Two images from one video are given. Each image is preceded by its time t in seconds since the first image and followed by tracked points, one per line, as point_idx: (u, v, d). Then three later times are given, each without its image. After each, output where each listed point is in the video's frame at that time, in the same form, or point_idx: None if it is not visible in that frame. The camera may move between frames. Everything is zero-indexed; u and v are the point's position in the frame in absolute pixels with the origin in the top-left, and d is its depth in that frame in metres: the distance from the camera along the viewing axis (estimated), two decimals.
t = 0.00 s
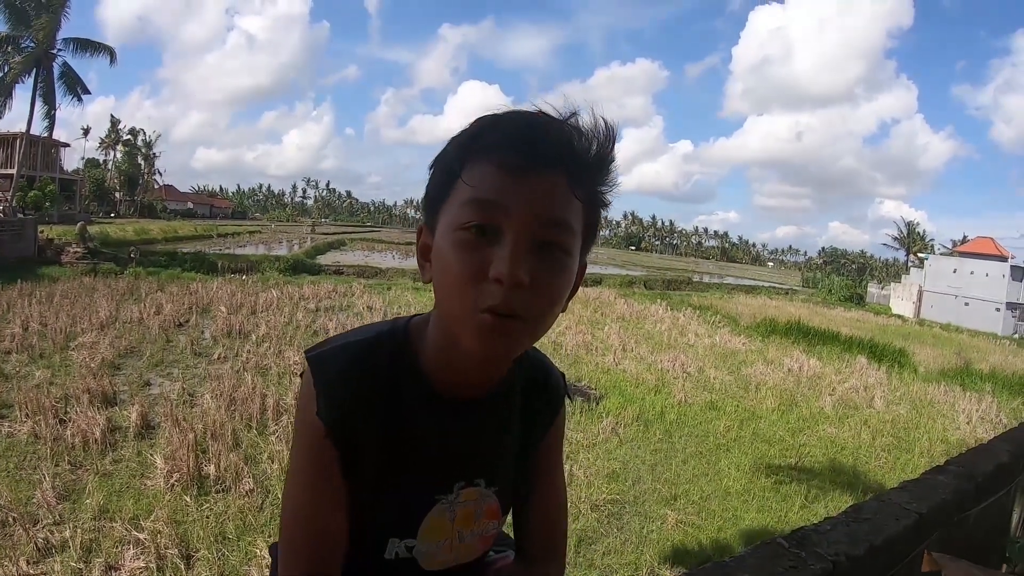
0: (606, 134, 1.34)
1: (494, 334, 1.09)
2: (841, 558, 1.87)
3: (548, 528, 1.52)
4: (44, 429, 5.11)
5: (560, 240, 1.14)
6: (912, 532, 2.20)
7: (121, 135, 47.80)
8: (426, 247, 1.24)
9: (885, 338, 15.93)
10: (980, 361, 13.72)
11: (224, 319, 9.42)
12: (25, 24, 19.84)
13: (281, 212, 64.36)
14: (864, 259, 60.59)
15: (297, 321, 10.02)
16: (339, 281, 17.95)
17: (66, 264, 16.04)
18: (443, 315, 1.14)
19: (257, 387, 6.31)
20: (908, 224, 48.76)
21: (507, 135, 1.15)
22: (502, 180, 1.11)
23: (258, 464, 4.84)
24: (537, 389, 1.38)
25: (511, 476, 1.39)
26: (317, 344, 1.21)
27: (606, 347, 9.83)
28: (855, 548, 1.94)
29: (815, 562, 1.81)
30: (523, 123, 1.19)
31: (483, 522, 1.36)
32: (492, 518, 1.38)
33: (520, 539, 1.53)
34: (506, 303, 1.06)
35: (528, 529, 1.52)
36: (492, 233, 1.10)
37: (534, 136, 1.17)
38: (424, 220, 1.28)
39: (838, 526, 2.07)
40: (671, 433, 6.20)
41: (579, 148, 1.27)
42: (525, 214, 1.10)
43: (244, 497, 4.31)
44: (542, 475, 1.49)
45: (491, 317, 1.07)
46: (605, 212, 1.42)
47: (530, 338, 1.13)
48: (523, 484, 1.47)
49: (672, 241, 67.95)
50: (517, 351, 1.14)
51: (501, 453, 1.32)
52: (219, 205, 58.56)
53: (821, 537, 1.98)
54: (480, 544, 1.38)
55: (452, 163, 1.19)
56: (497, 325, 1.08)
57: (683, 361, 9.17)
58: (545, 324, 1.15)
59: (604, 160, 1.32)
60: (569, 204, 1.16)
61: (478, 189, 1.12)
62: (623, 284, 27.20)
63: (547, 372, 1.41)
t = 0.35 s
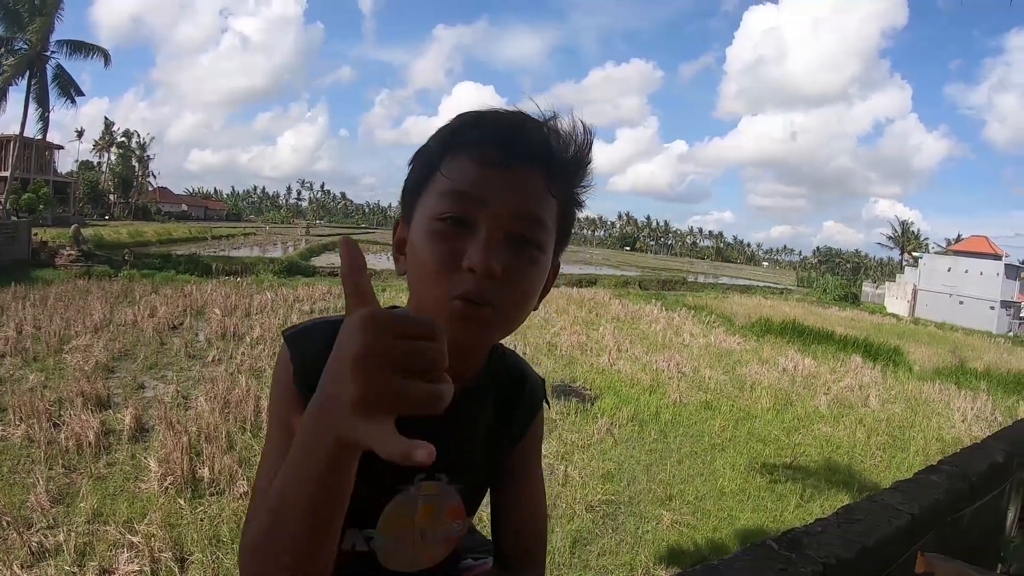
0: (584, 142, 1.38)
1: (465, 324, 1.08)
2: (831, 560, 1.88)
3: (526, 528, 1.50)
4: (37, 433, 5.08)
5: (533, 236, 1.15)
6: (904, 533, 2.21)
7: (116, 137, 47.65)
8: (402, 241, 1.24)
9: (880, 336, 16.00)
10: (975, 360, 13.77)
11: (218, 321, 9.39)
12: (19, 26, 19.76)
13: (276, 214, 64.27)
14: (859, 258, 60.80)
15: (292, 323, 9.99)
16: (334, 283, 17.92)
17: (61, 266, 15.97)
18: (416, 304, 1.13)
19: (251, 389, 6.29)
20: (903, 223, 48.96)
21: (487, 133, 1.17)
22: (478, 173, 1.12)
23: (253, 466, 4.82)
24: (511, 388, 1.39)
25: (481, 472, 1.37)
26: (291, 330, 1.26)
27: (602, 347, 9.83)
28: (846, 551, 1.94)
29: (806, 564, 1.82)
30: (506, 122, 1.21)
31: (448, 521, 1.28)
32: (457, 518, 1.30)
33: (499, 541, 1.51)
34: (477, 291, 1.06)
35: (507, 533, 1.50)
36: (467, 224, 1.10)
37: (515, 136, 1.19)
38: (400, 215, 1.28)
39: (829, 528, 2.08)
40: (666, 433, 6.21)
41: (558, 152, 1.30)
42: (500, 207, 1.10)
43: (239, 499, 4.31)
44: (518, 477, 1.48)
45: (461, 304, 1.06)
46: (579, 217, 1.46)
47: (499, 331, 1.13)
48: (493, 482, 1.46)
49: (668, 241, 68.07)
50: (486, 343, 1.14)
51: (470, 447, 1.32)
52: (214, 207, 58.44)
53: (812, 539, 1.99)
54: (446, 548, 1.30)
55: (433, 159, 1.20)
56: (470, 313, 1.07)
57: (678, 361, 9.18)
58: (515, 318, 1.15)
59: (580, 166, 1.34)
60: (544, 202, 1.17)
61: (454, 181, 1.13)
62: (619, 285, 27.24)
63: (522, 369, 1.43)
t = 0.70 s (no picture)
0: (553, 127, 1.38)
1: (446, 304, 1.07)
2: (831, 555, 1.88)
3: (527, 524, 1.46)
4: (34, 434, 5.06)
5: (510, 215, 1.15)
6: (903, 528, 2.22)
7: (112, 138, 47.54)
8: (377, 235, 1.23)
9: (876, 337, 16.06)
10: (970, 360, 13.82)
11: (215, 322, 9.38)
12: (16, 28, 19.73)
13: (273, 215, 64.20)
14: (856, 259, 60.97)
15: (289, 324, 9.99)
16: (330, 284, 17.90)
17: (57, 267, 15.94)
18: (394, 292, 1.12)
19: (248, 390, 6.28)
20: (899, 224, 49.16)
21: (458, 118, 1.17)
22: (453, 156, 1.11)
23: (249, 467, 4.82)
24: (500, 381, 1.36)
25: (478, 468, 1.31)
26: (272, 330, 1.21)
27: (598, 348, 9.84)
28: (846, 545, 1.95)
29: (805, 559, 1.82)
30: (476, 107, 1.21)
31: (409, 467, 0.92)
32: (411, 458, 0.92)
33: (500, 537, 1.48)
34: (457, 270, 1.06)
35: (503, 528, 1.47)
36: (444, 207, 1.10)
37: (486, 121, 1.19)
38: (373, 210, 1.27)
39: (829, 523, 2.08)
40: (663, 433, 6.21)
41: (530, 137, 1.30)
42: (477, 187, 1.10)
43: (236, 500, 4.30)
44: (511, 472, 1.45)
45: (443, 284, 1.05)
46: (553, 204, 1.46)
47: (481, 312, 1.12)
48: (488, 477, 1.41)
49: (664, 242, 68.20)
50: (470, 324, 1.13)
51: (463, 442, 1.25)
52: (211, 208, 58.39)
53: (811, 533, 1.99)
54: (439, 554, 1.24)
55: (403, 149, 1.20)
56: (450, 293, 1.06)
57: (675, 361, 9.19)
58: (497, 297, 1.14)
59: (550, 150, 1.35)
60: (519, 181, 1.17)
61: (428, 166, 1.13)
62: (616, 286, 27.30)
63: (509, 358, 1.40)
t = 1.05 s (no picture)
0: (552, 133, 1.39)
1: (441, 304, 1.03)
2: (825, 555, 1.88)
3: (526, 519, 1.50)
4: (33, 433, 5.06)
5: (506, 215, 1.13)
6: (897, 528, 2.22)
7: (111, 137, 47.47)
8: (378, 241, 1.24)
9: (874, 338, 16.08)
10: (968, 361, 13.83)
11: (213, 322, 9.37)
12: (15, 27, 19.72)
13: (272, 214, 64.14)
14: (854, 260, 61.01)
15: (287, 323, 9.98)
16: (329, 284, 17.90)
17: (56, 267, 15.92)
18: (391, 293, 1.10)
19: (246, 390, 6.27)
20: (897, 225, 49.22)
21: (454, 121, 1.19)
22: (447, 158, 1.13)
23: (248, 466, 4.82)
24: (504, 383, 1.37)
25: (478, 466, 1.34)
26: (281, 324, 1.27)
27: (597, 349, 9.84)
28: (840, 545, 1.95)
29: (799, 558, 1.82)
30: (473, 110, 1.23)
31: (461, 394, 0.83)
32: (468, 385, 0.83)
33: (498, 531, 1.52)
34: (450, 267, 1.02)
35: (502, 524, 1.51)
36: (439, 208, 1.10)
37: (479, 124, 1.21)
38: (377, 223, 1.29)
39: (823, 523, 2.08)
40: (661, 434, 6.22)
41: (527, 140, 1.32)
42: (471, 188, 1.11)
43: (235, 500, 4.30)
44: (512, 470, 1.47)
45: (436, 284, 1.02)
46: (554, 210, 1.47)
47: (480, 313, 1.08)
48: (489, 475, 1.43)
49: (663, 243, 68.24)
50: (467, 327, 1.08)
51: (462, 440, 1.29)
52: (209, 208, 58.34)
53: (805, 533, 1.99)
54: (437, 543, 1.30)
55: (402, 156, 1.22)
56: (443, 293, 1.02)
57: (673, 362, 9.20)
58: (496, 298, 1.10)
59: (548, 152, 1.35)
60: (514, 182, 1.17)
61: (424, 168, 1.14)
62: (615, 286, 27.32)
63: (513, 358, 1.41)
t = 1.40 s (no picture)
0: (558, 141, 1.37)
1: (446, 316, 1.07)
2: (822, 554, 1.88)
3: (532, 520, 1.49)
4: (30, 440, 5.04)
5: (512, 224, 1.15)
6: (894, 527, 2.22)
7: (106, 143, 47.34)
8: (377, 242, 1.25)
9: (870, 337, 16.12)
10: (965, 359, 13.87)
11: (210, 327, 9.36)
12: (10, 33, 19.70)
13: (268, 218, 64.03)
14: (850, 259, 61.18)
15: (283, 328, 9.96)
16: (325, 288, 17.89)
17: (51, 273, 15.87)
18: (394, 300, 1.12)
19: (243, 395, 6.26)
20: (892, 224, 49.41)
21: (463, 128, 1.18)
22: (456, 164, 1.13)
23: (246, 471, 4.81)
24: (506, 387, 1.38)
25: (482, 469, 1.34)
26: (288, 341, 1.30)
27: (593, 350, 9.85)
28: (837, 544, 1.95)
29: (797, 557, 1.83)
30: (483, 117, 1.23)
31: None
32: None
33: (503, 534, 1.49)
34: (456, 278, 1.06)
35: (505, 524, 1.49)
36: (446, 216, 1.10)
37: (488, 131, 1.21)
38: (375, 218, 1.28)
39: (820, 522, 2.09)
40: (659, 435, 6.23)
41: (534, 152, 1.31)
42: (479, 197, 1.12)
43: (233, 505, 4.29)
44: (518, 472, 1.45)
45: (442, 297, 1.06)
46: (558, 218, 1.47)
47: (483, 321, 1.12)
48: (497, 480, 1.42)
49: (659, 244, 68.35)
50: (468, 338, 1.12)
51: (464, 451, 1.28)
52: (205, 213, 58.25)
53: (802, 533, 1.99)
54: (448, 552, 1.30)
55: (408, 154, 1.21)
56: (450, 302, 1.06)
57: (670, 363, 9.20)
58: (498, 311, 1.14)
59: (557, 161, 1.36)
60: (520, 192, 1.18)
61: (431, 174, 1.14)
62: (611, 288, 27.34)
63: (513, 362, 1.41)
